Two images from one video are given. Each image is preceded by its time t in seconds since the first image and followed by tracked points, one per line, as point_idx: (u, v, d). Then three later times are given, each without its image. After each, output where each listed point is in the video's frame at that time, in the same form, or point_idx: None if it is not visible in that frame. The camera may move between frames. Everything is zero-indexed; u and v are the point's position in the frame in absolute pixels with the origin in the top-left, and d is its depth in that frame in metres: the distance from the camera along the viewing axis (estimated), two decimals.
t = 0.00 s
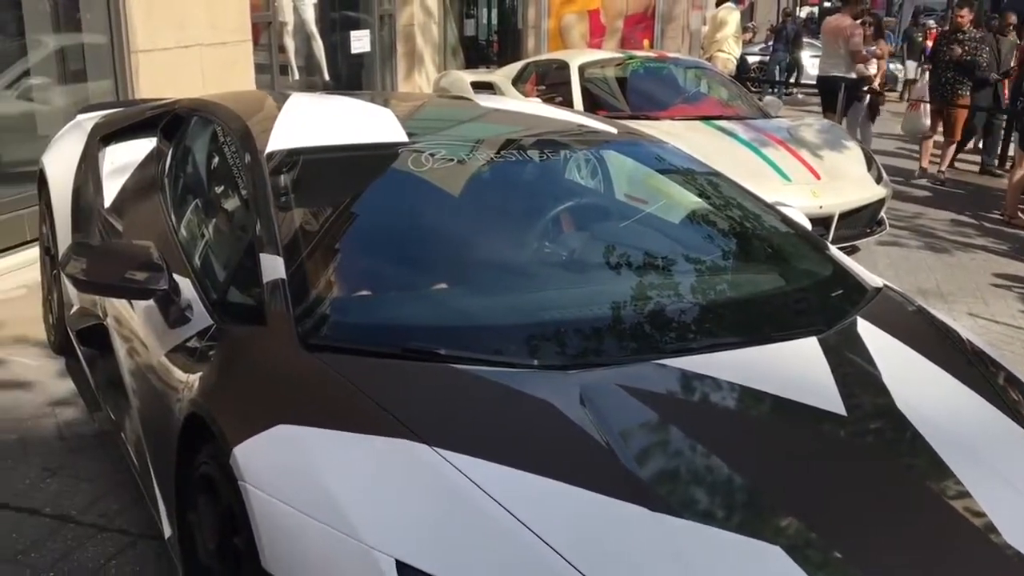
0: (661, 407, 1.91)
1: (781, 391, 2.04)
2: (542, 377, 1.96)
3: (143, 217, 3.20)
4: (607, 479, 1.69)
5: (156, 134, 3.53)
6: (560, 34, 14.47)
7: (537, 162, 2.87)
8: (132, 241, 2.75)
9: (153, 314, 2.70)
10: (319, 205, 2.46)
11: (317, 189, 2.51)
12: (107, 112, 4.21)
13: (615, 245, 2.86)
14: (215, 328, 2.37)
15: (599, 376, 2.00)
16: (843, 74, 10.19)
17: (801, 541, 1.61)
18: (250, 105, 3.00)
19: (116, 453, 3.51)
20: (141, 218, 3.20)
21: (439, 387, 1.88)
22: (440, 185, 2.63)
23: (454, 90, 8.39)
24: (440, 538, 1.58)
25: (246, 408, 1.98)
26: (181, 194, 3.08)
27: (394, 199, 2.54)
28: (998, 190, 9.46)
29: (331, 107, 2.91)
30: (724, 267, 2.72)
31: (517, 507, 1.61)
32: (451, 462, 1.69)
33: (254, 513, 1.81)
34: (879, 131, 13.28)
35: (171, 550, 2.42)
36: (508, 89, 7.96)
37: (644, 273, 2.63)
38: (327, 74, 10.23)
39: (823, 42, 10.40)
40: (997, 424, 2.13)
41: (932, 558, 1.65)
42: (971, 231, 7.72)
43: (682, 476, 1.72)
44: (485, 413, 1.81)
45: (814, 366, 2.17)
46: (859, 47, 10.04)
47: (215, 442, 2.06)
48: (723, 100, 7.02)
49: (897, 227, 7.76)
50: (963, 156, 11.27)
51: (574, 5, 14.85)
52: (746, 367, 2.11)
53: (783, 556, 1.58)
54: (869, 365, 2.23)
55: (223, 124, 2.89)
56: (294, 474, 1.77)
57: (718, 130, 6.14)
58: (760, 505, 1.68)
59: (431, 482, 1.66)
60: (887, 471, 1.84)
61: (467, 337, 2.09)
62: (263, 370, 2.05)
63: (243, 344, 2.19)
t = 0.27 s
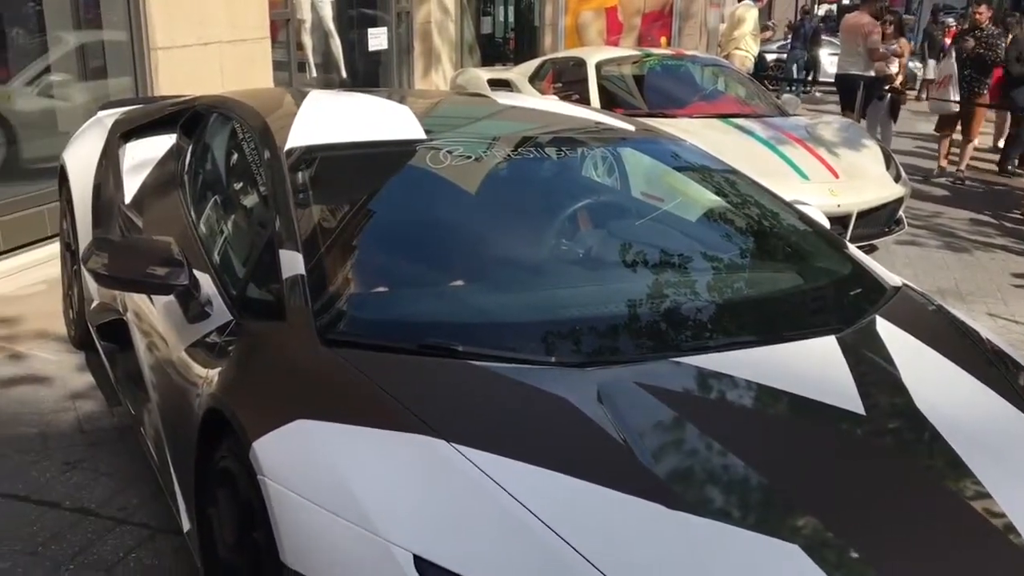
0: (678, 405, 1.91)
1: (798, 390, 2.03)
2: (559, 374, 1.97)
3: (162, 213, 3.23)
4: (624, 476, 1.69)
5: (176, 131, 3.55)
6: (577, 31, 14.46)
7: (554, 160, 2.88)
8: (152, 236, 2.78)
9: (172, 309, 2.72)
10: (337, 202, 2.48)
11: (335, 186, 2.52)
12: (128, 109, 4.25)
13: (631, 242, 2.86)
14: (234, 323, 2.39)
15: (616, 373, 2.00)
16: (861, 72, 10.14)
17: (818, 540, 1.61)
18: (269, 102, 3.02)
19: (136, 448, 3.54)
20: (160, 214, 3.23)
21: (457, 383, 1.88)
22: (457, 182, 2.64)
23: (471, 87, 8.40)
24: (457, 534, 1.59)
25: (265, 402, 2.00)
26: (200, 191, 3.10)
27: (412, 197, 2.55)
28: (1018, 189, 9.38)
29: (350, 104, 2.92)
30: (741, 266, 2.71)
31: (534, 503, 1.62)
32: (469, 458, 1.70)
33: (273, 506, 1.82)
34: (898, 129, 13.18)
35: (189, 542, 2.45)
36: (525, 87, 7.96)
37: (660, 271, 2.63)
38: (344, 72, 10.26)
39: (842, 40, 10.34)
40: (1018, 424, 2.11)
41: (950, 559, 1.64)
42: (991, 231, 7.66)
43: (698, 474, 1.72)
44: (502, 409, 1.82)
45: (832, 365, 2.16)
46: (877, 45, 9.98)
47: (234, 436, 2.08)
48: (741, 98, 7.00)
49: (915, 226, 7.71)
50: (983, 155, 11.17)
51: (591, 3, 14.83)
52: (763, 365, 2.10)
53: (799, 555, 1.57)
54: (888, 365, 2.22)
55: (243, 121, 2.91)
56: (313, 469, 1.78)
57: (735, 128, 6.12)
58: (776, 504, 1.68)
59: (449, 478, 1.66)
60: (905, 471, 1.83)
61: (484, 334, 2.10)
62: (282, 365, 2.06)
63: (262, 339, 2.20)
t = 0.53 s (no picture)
0: (689, 400, 1.91)
1: (810, 386, 2.03)
2: (571, 369, 1.97)
3: (175, 207, 3.24)
4: (634, 471, 1.69)
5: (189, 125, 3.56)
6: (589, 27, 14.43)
7: (566, 155, 2.88)
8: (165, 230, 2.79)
9: (185, 303, 2.73)
10: (348, 196, 2.48)
11: (347, 179, 2.52)
12: (141, 103, 4.27)
13: (643, 238, 2.85)
14: (247, 316, 2.39)
15: (628, 368, 2.00)
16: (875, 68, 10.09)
17: (828, 537, 1.60)
18: (281, 96, 3.02)
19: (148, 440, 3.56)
20: (173, 207, 3.24)
21: (469, 377, 1.88)
22: (469, 177, 2.64)
23: (483, 82, 8.40)
24: (468, 527, 1.59)
25: (278, 395, 2.00)
26: (213, 184, 3.11)
27: (424, 191, 2.55)
28: None
29: (362, 98, 2.92)
30: (753, 261, 2.70)
31: (545, 498, 1.62)
32: (480, 452, 1.70)
33: (285, 498, 1.83)
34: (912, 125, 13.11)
35: (201, 533, 2.46)
36: (536, 82, 7.95)
37: (671, 267, 2.62)
38: (356, 67, 10.27)
39: (856, 36, 10.29)
40: None
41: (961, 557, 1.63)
42: (1005, 228, 7.61)
43: (708, 470, 1.71)
44: (514, 404, 1.82)
45: (844, 361, 2.15)
46: (891, 41, 9.92)
47: (246, 428, 2.09)
48: (753, 94, 6.98)
49: (929, 223, 7.67)
50: (997, 151, 11.09)
51: None
52: (775, 361, 2.10)
53: (809, 552, 1.57)
54: (901, 361, 2.21)
55: (256, 115, 2.92)
56: (325, 462, 1.78)
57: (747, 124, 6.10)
58: (787, 500, 1.67)
59: (460, 471, 1.67)
60: (917, 468, 1.82)
61: (494, 328, 2.10)
62: (295, 359, 2.07)
63: (275, 331, 2.21)
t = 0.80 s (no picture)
0: (697, 392, 1.90)
1: (818, 379, 2.02)
2: (579, 360, 1.97)
3: (184, 197, 3.25)
4: (641, 462, 1.69)
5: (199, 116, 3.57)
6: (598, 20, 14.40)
7: (575, 147, 2.87)
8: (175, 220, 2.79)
9: (194, 294, 2.74)
10: (356, 187, 2.48)
11: (356, 171, 2.52)
12: (150, 94, 4.28)
13: (651, 230, 2.85)
14: (256, 306, 2.40)
15: (636, 360, 2.00)
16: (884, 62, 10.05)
17: (835, 529, 1.60)
18: (290, 87, 3.03)
19: (156, 430, 3.57)
20: (182, 198, 3.25)
21: (477, 368, 1.89)
22: (477, 169, 2.64)
23: (491, 75, 8.39)
24: (476, 516, 1.60)
25: (287, 385, 2.01)
26: (222, 175, 3.12)
27: (432, 183, 2.55)
28: None
29: (371, 90, 2.92)
30: (761, 255, 2.70)
31: (553, 488, 1.62)
32: (489, 442, 1.70)
33: (294, 487, 1.83)
34: (922, 120, 13.05)
35: (210, 522, 2.47)
36: (545, 75, 7.94)
37: (680, 260, 2.62)
38: (365, 59, 10.27)
39: (866, 30, 10.24)
40: None
41: (968, 550, 1.63)
42: (1014, 223, 7.58)
43: (715, 462, 1.71)
44: (522, 395, 1.82)
45: (852, 354, 2.15)
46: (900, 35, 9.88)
47: (255, 418, 2.10)
48: (762, 87, 6.95)
49: (938, 218, 7.64)
50: (1008, 146, 11.04)
51: None
52: (783, 354, 2.09)
53: (816, 544, 1.56)
54: (909, 355, 2.21)
55: (265, 106, 2.93)
56: (333, 451, 1.79)
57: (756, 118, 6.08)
58: (794, 493, 1.67)
59: (468, 461, 1.67)
60: (925, 462, 1.82)
61: (502, 320, 2.10)
62: (303, 349, 2.07)
63: (284, 321, 2.22)
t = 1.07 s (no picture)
0: (702, 382, 1.91)
1: (823, 370, 2.02)
2: (584, 350, 1.97)
3: (190, 187, 3.25)
4: (646, 452, 1.69)
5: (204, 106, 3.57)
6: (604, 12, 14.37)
7: (580, 138, 2.87)
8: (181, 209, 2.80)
9: (201, 283, 2.74)
10: (361, 177, 2.48)
11: (361, 161, 2.52)
12: (156, 84, 4.28)
13: (657, 221, 2.85)
14: (262, 296, 2.41)
15: (641, 350, 2.00)
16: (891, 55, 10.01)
17: (839, 520, 1.60)
18: (295, 77, 3.02)
19: (162, 419, 3.59)
20: (188, 188, 3.26)
21: (482, 357, 1.89)
22: (482, 159, 2.64)
23: (496, 67, 8.38)
24: (481, 504, 1.60)
25: (293, 374, 2.01)
26: (228, 165, 3.12)
27: (438, 173, 2.55)
28: None
29: (376, 80, 2.92)
30: (767, 246, 2.69)
31: (558, 476, 1.62)
32: (494, 430, 1.71)
33: (300, 475, 1.84)
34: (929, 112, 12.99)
35: (216, 510, 2.48)
36: (550, 67, 7.93)
37: (685, 251, 2.62)
38: (370, 51, 10.26)
39: (872, 22, 10.20)
40: None
41: (972, 542, 1.63)
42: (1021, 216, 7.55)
43: (720, 453, 1.71)
44: (527, 384, 1.82)
45: (858, 346, 2.14)
46: (907, 27, 9.84)
47: (262, 407, 2.10)
48: (768, 79, 6.93)
49: (944, 211, 7.62)
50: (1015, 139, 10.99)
51: None
52: (789, 345, 2.09)
53: (820, 535, 1.57)
54: (915, 346, 2.20)
55: (271, 96, 2.93)
56: (340, 439, 1.79)
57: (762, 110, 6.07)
58: (798, 484, 1.67)
59: (474, 450, 1.68)
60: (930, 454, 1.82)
61: (507, 310, 2.10)
62: (309, 338, 2.07)
63: (290, 310, 2.22)
